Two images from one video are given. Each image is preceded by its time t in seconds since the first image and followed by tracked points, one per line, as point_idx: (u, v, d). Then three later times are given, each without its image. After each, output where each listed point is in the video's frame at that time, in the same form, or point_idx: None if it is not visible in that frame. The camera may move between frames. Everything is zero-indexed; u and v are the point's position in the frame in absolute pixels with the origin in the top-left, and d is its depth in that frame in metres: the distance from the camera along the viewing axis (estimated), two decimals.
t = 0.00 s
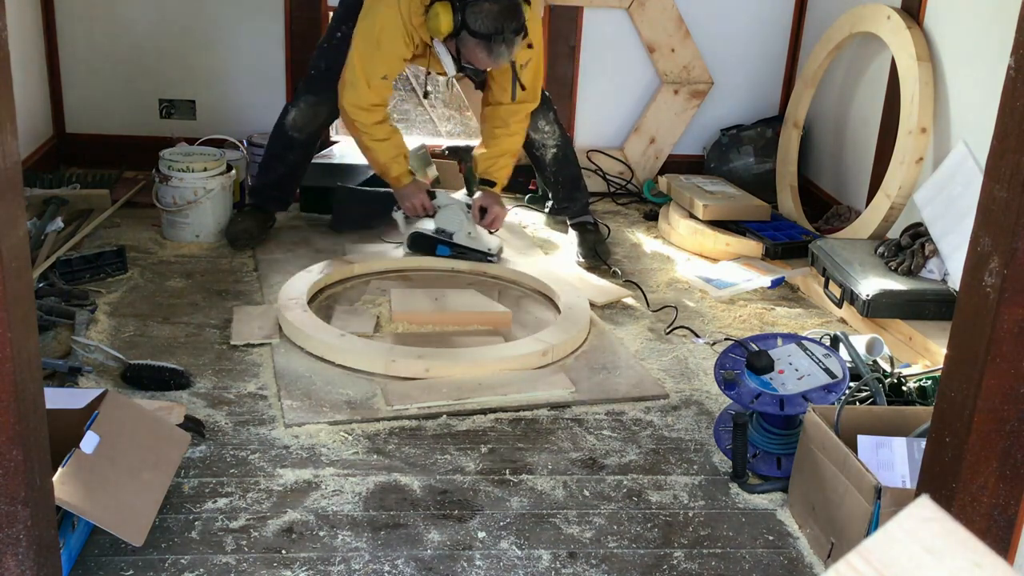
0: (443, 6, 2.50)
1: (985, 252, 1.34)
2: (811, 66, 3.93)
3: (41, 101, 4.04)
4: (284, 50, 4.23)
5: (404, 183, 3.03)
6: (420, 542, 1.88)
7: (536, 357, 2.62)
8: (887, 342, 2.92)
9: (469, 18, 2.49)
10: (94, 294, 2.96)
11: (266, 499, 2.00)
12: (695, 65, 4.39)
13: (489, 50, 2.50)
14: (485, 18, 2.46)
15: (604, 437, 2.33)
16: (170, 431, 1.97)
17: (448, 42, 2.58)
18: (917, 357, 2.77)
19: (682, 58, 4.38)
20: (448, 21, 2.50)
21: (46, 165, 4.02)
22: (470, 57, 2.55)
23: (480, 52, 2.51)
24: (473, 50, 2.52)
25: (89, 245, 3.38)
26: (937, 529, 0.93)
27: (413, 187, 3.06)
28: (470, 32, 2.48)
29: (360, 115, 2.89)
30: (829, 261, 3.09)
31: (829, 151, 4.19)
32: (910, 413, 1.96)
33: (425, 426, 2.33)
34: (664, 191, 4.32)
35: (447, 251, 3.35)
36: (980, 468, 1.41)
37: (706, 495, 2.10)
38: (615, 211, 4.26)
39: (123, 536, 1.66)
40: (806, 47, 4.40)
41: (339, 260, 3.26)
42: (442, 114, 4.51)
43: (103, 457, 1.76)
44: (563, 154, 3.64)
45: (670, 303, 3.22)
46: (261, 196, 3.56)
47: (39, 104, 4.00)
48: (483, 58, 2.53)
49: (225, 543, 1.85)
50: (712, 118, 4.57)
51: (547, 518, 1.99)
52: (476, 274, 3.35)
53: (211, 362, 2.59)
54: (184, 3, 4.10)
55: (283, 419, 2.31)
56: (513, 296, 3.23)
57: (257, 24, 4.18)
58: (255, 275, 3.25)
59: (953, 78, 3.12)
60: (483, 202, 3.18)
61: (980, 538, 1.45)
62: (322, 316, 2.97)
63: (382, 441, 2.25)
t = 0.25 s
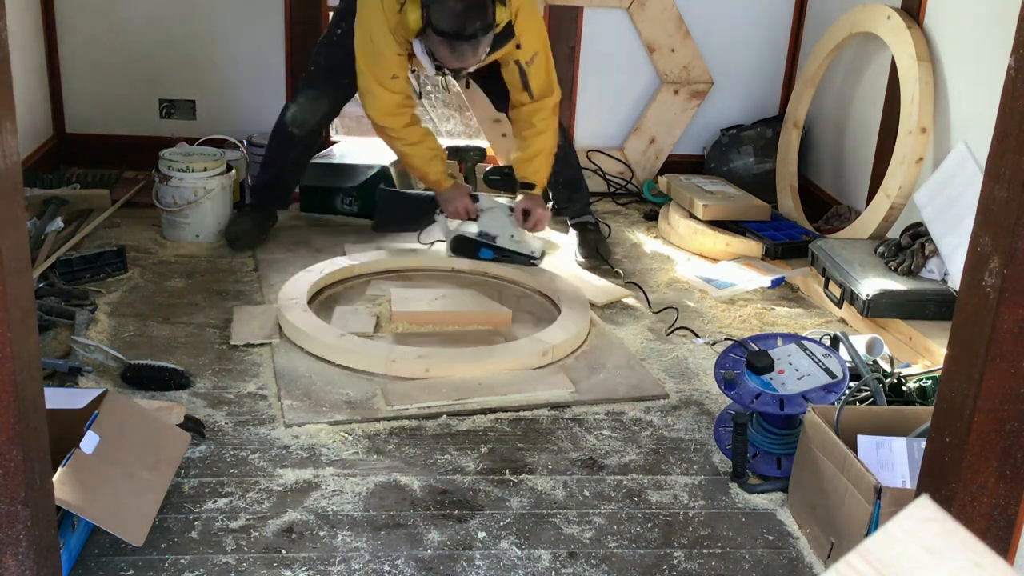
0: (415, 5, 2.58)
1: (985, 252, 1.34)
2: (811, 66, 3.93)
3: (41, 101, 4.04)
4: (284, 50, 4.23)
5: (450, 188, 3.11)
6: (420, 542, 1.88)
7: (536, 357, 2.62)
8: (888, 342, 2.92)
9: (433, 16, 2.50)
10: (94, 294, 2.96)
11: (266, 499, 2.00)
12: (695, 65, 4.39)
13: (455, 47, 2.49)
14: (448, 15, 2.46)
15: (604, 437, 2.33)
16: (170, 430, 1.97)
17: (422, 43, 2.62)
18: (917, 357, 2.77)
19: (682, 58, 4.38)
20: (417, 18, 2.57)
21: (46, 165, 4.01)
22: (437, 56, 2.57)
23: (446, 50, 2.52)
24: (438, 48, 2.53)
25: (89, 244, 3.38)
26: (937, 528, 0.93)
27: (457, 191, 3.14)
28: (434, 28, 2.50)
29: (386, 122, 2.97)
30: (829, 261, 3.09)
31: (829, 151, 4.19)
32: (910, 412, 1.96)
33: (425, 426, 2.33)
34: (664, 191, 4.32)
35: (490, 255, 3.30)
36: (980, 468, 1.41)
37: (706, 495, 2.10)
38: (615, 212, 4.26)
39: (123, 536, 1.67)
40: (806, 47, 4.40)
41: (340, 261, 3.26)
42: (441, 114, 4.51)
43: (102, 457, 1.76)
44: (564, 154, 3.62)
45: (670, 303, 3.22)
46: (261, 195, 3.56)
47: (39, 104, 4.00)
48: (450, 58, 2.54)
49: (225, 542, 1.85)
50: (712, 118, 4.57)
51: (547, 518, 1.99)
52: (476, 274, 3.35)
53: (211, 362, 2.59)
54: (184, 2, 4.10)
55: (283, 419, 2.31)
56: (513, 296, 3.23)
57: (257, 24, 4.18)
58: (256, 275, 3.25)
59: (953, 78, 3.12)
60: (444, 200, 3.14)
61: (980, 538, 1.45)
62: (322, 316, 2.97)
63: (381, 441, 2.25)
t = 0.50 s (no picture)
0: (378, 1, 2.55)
1: (985, 252, 1.34)
2: (811, 66, 3.93)
3: (41, 102, 4.04)
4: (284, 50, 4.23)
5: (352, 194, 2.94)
6: (420, 542, 1.88)
7: (536, 357, 2.62)
8: (888, 342, 2.92)
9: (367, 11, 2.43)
10: (94, 294, 2.96)
11: (266, 499, 2.00)
12: (695, 65, 4.39)
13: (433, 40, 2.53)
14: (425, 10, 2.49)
15: (604, 437, 2.32)
16: (171, 430, 1.97)
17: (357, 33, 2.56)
18: (917, 357, 2.77)
19: (682, 58, 4.37)
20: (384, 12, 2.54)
21: (46, 165, 4.01)
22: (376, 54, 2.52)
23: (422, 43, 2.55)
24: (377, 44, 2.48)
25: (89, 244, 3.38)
26: (937, 529, 0.93)
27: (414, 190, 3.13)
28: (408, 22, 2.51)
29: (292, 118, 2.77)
30: (829, 260, 3.09)
31: (829, 151, 4.19)
32: (910, 413, 1.96)
33: (425, 426, 2.33)
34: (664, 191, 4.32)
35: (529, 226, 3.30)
36: (980, 468, 1.41)
37: (706, 495, 2.10)
38: (615, 211, 4.26)
39: (123, 536, 1.67)
40: (806, 47, 4.40)
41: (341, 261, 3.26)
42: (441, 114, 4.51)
43: (102, 457, 1.76)
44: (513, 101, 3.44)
45: (670, 303, 3.22)
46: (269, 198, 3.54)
47: (39, 105, 4.00)
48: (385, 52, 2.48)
49: (225, 542, 1.85)
50: (712, 118, 4.57)
51: (547, 518, 1.99)
52: (476, 274, 3.35)
53: (210, 362, 2.59)
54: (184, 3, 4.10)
55: (283, 419, 2.31)
56: (513, 296, 3.23)
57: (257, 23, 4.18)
58: (256, 275, 3.25)
59: (953, 78, 3.12)
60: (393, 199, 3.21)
61: (981, 537, 1.45)
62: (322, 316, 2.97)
63: (382, 441, 2.25)
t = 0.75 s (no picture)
0: None
1: (985, 252, 1.34)
2: (811, 66, 3.93)
3: (41, 102, 4.04)
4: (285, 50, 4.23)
5: (298, 198, 2.91)
6: (420, 542, 1.88)
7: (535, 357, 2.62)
8: (888, 342, 2.92)
9: None
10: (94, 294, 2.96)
11: (266, 499, 2.00)
12: (695, 65, 4.39)
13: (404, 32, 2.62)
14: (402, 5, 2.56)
15: (604, 437, 2.33)
16: (170, 430, 1.97)
17: (351, 26, 2.64)
18: (917, 356, 2.77)
19: (682, 58, 4.37)
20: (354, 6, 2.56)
21: (46, 165, 4.01)
22: (378, 41, 2.65)
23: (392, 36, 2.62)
24: (385, 33, 2.61)
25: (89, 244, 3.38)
26: (937, 529, 0.93)
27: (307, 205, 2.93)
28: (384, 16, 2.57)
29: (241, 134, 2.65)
30: (829, 260, 3.09)
31: (829, 151, 4.19)
32: (910, 413, 1.96)
33: (425, 426, 2.33)
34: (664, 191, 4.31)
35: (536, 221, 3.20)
36: (980, 468, 1.41)
37: (706, 495, 2.10)
38: (615, 211, 4.26)
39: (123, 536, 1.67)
40: (806, 47, 4.40)
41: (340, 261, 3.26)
42: (442, 114, 4.51)
43: (102, 457, 1.76)
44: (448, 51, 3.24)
45: (670, 303, 3.22)
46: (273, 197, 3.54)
47: (39, 104, 4.00)
48: (390, 38, 2.62)
49: (225, 542, 1.85)
50: (712, 118, 4.57)
51: (547, 518, 1.99)
52: (477, 274, 3.35)
53: (210, 362, 2.59)
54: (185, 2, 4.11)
55: (283, 419, 2.31)
56: (513, 295, 3.23)
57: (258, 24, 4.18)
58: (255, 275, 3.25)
59: (953, 77, 3.12)
60: (353, 198, 3.34)
61: (980, 538, 1.45)
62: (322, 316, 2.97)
63: (382, 441, 2.25)
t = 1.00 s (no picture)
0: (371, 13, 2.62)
1: (984, 252, 1.34)
2: (811, 66, 3.93)
3: (41, 101, 4.04)
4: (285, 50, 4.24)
5: (269, 207, 2.89)
6: (420, 542, 1.88)
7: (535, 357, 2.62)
8: (887, 342, 2.93)
9: (403, 24, 2.66)
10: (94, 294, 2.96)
11: (266, 499, 2.00)
12: (695, 65, 4.39)
13: (422, 55, 2.73)
14: (427, 26, 2.68)
15: (604, 437, 2.33)
16: (170, 430, 1.97)
17: (369, 46, 2.71)
18: (917, 356, 2.77)
19: (682, 57, 4.37)
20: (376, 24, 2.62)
21: (46, 165, 4.01)
22: (393, 62, 2.74)
23: (409, 59, 2.73)
24: (402, 56, 2.71)
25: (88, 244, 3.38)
26: (937, 529, 0.93)
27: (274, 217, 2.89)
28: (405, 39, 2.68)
29: (229, 141, 2.62)
30: (829, 260, 3.09)
31: (829, 151, 4.19)
32: (910, 413, 1.96)
33: (425, 426, 2.32)
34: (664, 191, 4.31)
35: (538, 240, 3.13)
36: (980, 468, 1.41)
37: (706, 495, 2.10)
38: (615, 211, 4.26)
39: (123, 536, 1.67)
40: (806, 47, 4.40)
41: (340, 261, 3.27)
42: (442, 114, 4.51)
43: (102, 457, 1.76)
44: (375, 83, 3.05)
45: (670, 303, 3.22)
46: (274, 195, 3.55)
47: (39, 104, 4.00)
48: (407, 61, 2.73)
49: (225, 543, 1.85)
50: (712, 118, 4.57)
51: (547, 518, 1.99)
52: (476, 274, 3.35)
53: (211, 363, 2.59)
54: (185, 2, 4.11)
55: (283, 419, 2.31)
56: (513, 296, 3.23)
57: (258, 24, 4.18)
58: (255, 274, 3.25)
59: (953, 77, 3.12)
60: (319, 207, 3.28)
61: (980, 537, 1.45)
62: (322, 316, 2.98)
63: (382, 441, 2.25)
